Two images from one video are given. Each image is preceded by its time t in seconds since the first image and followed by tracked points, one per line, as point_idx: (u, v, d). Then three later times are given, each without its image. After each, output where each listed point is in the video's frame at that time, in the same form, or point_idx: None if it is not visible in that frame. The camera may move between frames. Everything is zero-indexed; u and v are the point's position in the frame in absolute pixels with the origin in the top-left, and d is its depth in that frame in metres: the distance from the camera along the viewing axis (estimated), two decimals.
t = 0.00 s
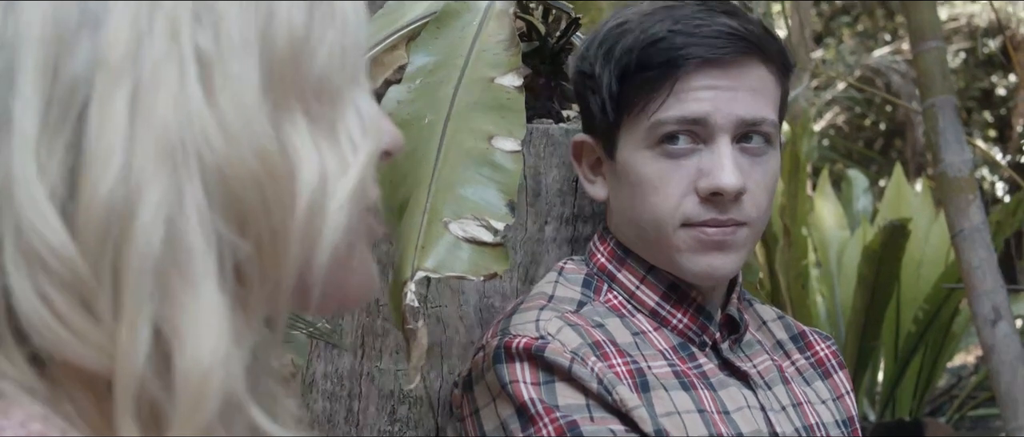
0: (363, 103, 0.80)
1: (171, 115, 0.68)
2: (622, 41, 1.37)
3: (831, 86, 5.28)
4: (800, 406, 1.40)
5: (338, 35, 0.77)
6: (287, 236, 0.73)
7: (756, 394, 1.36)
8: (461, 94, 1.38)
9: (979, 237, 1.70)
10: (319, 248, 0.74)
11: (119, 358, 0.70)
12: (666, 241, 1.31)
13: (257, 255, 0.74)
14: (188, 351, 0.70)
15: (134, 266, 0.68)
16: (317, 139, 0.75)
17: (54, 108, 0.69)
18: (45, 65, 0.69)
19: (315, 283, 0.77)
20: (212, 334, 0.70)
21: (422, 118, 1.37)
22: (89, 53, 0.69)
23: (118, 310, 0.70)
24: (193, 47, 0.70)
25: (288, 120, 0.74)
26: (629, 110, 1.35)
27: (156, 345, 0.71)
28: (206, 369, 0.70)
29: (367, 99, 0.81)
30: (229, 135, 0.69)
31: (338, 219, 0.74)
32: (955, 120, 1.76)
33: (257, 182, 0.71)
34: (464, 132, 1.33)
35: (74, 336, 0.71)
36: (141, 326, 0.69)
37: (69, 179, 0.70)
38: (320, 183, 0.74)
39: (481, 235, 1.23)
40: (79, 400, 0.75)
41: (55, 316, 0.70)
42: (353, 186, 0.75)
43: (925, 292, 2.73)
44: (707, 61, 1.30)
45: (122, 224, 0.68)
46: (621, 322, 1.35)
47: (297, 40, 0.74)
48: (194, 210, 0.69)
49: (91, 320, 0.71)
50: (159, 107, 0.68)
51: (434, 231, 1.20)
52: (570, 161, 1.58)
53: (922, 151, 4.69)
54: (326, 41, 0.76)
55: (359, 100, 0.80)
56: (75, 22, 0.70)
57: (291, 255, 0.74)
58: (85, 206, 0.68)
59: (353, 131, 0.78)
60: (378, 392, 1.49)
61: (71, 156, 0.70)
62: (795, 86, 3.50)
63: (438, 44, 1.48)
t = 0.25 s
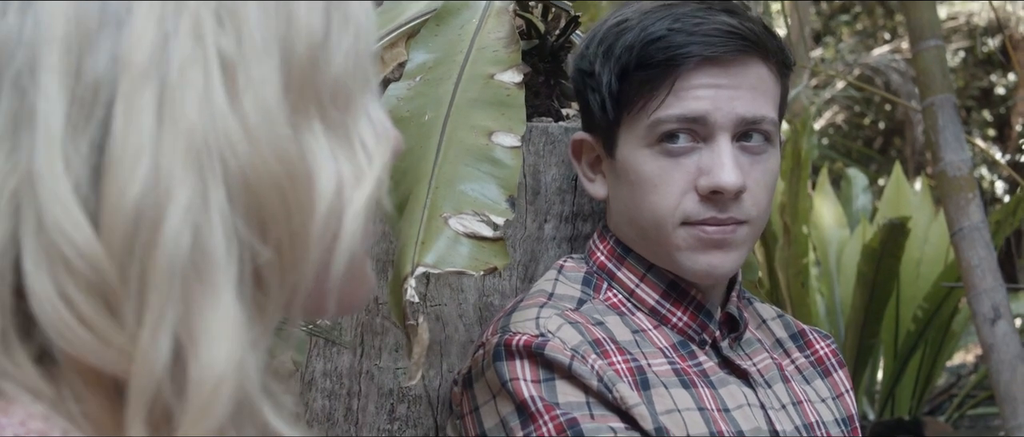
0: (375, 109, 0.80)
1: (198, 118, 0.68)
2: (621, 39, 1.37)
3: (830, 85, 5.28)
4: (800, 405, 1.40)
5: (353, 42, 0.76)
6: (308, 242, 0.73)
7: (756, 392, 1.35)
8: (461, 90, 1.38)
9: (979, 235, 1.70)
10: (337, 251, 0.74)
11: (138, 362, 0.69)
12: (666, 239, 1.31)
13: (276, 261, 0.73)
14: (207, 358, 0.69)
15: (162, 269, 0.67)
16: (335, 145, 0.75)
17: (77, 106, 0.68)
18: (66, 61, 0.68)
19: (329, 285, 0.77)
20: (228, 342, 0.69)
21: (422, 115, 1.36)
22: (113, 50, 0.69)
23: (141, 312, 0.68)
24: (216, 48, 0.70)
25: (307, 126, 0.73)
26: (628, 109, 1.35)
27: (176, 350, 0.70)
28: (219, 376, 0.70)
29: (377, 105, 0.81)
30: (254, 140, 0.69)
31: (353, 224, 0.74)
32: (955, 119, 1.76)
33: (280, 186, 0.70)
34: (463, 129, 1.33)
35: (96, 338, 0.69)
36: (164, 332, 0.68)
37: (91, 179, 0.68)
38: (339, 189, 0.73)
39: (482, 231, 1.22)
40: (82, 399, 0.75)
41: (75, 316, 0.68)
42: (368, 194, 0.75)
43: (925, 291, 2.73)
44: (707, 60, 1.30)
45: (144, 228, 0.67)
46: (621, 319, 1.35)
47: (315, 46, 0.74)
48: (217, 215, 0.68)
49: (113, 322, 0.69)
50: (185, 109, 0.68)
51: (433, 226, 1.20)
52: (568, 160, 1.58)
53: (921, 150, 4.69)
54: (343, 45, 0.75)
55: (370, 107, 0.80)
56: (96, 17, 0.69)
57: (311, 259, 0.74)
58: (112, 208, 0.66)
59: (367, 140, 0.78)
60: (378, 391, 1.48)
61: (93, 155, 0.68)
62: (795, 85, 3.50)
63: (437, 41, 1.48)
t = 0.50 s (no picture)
0: (374, 110, 0.80)
1: (198, 119, 0.68)
2: (621, 40, 1.36)
3: (830, 85, 5.28)
4: (800, 405, 1.40)
5: (354, 43, 0.76)
6: (308, 241, 0.73)
7: (756, 392, 1.35)
8: (461, 90, 1.38)
9: (979, 236, 1.70)
10: (337, 251, 0.74)
11: (137, 361, 0.69)
12: (666, 240, 1.31)
13: (276, 261, 0.73)
14: (205, 357, 0.69)
15: (160, 270, 0.67)
16: (334, 146, 0.75)
17: (77, 105, 0.68)
18: (66, 60, 0.68)
19: (330, 286, 0.77)
20: (225, 340, 0.69)
21: (422, 116, 1.36)
22: (114, 50, 0.69)
23: (141, 311, 0.68)
24: (217, 48, 0.70)
25: (307, 126, 0.73)
26: (629, 109, 1.34)
27: (174, 349, 0.70)
28: (216, 375, 0.69)
29: (377, 105, 0.81)
30: (254, 140, 0.69)
31: (352, 224, 0.74)
32: (954, 120, 1.76)
33: (280, 186, 0.70)
34: (463, 130, 1.33)
35: (95, 338, 0.69)
36: (163, 331, 0.68)
37: (90, 178, 0.68)
38: (339, 189, 0.73)
39: (482, 232, 1.22)
40: (82, 399, 0.75)
41: (74, 315, 0.68)
42: (367, 195, 0.75)
43: (925, 291, 2.73)
44: (707, 60, 1.30)
45: (143, 228, 0.67)
46: (621, 320, 1.35)
47: (315, 48, 0.74)
48: (217, 215, 0.68)
49: (113, 322, 0.69)
50: (185, 109, 0.67)
51: (433, 228, 1.20)
52: (569, 160, 1.58)
53: (921, 150, 4.69)
54: (343, 46, 0.75)
55: (370, 107, 0.79)
56: (98, 17, 0.69)
57: (311, 260, 0.74)
58: (112, 207, 0.66)
59: (367, 140, 0.77)
60: (377, 391, 1.48)
61: (93, 154, 0.68)
62: (795, 85, 3.50)
63: (437, 42, 1.49)
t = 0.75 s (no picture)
0: (374, 112, 0.80)
1: (197, 120, 0.68)
2: (621, 43, 1.36)
3: (830, 88, 5.28)
4: (798, 409, 1.40)
5: (353, 46, 0.76)
6: (306, 242, 0.72)
7: (754, 396, 1.36)
8: (460, 91, 1.38)
9: (977, 240, 1.70)
10: (335, 253, 0.74)
11: (135, 362, 0.69)
12: (665, 242, 1.31)
13: (274, 262, 0.73)
14: (203, 358, 0.69)
15: (159, 270, 0.67)
16: (333, 148, 0.75)
17: (76, 105, 0.68)
18: (65, 61, 0.68)
19: (330, 288, 0.77)
20: (223, 341, 0.69)
21: (420, 117, 1.36)
22: (113, 51, 0.69)
23: (139, 311, 0.68)
24: (216, 49, 0.70)
25: (306, 128, 0.73)
26: (628, 112, 1.35)
27: (172, 349, 0.70)
28: (214, 375, 0.69)
29: (376, 106, 0.81)
30: (252, 141, 0.69)
31: (350, 226, 0.74)
32: (954, 124, 1.76)
33: (278, 187, 0.70)
34: (462, 132, 1.33)
35: (94, 338, 0.69)
36: (161, 332, 0.68)
37: (88, 178, 0.68)
38: (338, 191, 0.73)
39: (479, 232, 1.22)
40: (79, 399, 0.75)
41: (73, 315, 0.68)
42: (366, 196, 0.75)
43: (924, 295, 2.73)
44: (706, 63, 1.30)
45: (142, 229, 0.67)
46: (619, 323, 1.35)
47: (315, 49, 0.74)
48: (215, 216, 0.68)
49: (111, 322, 0.69)
50: (184, 110, 0.68)
51: (431, 227, 1.20)
52: (568, 163, 1.58)
53: (921, 154, 4.69)
54: (342, 47, 0.75)
55: (369, 109, 0.79)
56: (97, 17, 0.69)
57: (309, 262, 0.74)
58: (111, 208, 0.67)
59: (365, 142, 0.77)
60: (376, 393, 1.48)
61: (93, 154, 0.68)
62: (795, 88, 3.50)
63: (436, 44, 1.49)
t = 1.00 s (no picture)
0: (377, 115, 0.80)
1: (199, 124, 0.68)
2: (622, 45, 1.37)
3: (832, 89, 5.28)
4: (800, 410, 1.40)
5: (354, 49, 0.77)
6: (310, 245, 0.73)
7: (756, 398, 1.36)
8: (463, 95, 1.38)
9: (980, 240, 1.70)
10: (338, 256, 0.74)
11: (139, 366, 0.69)
12: (667, 244, 1.31)
13: (278, 266, 0.74)
14: (206, 362, 0.69)
15: (162, 275, 0.67)
16: (336, 152, 0.75)
17: (79, 111, 0.68)
18: (66, 67, 0.68)
19: (333, 292, 0.77)
20: (226, 344, 0.69)
21: (423, 121, 1.36)
22: (115, 56, 0.69)
23: (143, 317, 0.69)
24: (218, 53, 0.70)
25: (308, 131, 0.73)
26: (630, 114, 1.35)
27: (176, 353, 0.71)
28: (218, 379, 0.70)
29: (378, 109, 0.81)
30: (255, 145, 0.69)
31: (354, 229, 0.74)
32: (955, 124, 1.76)
33: (281, 191, 0.71)
34: (464, 135, 1.33)
35: (98, 343, 0.69)
36: (165, 337, 0.68)
37: (91, 184, 0.69)
38: (341, 195, 0.74)
39: (483, 237, 1.23)
40: (83, 404, 0.75)
41: (76, 321, 0.68)
42: (369, 198, 0.75)
43: (926, 295, 2.73)
44: (708, 65, 1.31)
45: (145, 234, 0.67)
46: (621, 325, 1.35)
47: (316, 53, 0.74)
48: (218, 221, 0.68)
49: (115, 327, 0.69)
50: (186, 114, 0.68)
51: (434, 232, 1.20)
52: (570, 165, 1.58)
53: (922, 154, 4.69)
54: (344, 51, 0.76)
55: (371, 113, 0.80)
56: (98, 23, 0.69)
57: (313, 265, 0.74)
58: (114, 213, 0.67)
59: (368, 145, 0.78)
60: (378, 395, 1.48)
61: (96, 160, 0.68)
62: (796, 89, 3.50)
63: (438, 47, 1.49)
